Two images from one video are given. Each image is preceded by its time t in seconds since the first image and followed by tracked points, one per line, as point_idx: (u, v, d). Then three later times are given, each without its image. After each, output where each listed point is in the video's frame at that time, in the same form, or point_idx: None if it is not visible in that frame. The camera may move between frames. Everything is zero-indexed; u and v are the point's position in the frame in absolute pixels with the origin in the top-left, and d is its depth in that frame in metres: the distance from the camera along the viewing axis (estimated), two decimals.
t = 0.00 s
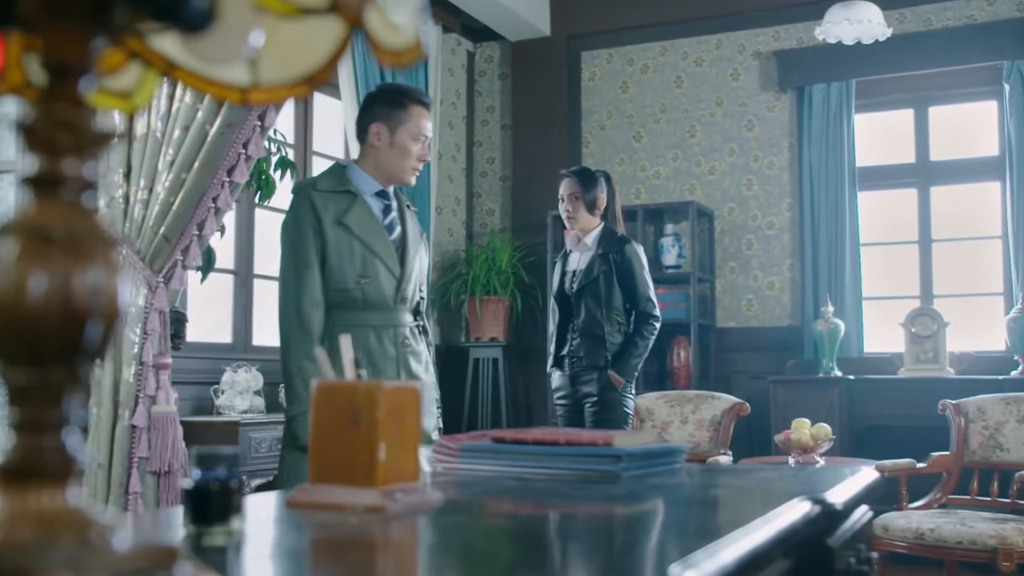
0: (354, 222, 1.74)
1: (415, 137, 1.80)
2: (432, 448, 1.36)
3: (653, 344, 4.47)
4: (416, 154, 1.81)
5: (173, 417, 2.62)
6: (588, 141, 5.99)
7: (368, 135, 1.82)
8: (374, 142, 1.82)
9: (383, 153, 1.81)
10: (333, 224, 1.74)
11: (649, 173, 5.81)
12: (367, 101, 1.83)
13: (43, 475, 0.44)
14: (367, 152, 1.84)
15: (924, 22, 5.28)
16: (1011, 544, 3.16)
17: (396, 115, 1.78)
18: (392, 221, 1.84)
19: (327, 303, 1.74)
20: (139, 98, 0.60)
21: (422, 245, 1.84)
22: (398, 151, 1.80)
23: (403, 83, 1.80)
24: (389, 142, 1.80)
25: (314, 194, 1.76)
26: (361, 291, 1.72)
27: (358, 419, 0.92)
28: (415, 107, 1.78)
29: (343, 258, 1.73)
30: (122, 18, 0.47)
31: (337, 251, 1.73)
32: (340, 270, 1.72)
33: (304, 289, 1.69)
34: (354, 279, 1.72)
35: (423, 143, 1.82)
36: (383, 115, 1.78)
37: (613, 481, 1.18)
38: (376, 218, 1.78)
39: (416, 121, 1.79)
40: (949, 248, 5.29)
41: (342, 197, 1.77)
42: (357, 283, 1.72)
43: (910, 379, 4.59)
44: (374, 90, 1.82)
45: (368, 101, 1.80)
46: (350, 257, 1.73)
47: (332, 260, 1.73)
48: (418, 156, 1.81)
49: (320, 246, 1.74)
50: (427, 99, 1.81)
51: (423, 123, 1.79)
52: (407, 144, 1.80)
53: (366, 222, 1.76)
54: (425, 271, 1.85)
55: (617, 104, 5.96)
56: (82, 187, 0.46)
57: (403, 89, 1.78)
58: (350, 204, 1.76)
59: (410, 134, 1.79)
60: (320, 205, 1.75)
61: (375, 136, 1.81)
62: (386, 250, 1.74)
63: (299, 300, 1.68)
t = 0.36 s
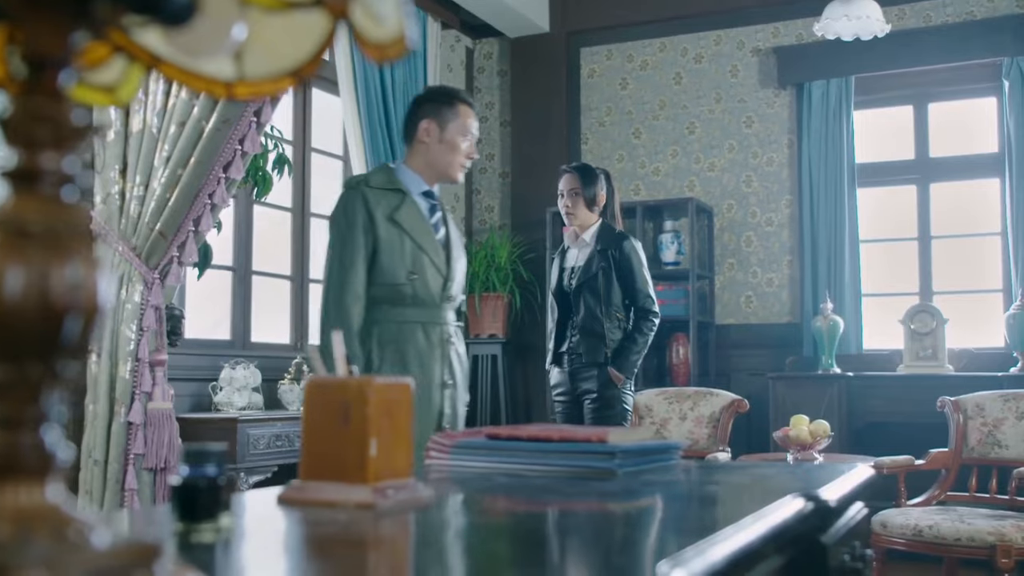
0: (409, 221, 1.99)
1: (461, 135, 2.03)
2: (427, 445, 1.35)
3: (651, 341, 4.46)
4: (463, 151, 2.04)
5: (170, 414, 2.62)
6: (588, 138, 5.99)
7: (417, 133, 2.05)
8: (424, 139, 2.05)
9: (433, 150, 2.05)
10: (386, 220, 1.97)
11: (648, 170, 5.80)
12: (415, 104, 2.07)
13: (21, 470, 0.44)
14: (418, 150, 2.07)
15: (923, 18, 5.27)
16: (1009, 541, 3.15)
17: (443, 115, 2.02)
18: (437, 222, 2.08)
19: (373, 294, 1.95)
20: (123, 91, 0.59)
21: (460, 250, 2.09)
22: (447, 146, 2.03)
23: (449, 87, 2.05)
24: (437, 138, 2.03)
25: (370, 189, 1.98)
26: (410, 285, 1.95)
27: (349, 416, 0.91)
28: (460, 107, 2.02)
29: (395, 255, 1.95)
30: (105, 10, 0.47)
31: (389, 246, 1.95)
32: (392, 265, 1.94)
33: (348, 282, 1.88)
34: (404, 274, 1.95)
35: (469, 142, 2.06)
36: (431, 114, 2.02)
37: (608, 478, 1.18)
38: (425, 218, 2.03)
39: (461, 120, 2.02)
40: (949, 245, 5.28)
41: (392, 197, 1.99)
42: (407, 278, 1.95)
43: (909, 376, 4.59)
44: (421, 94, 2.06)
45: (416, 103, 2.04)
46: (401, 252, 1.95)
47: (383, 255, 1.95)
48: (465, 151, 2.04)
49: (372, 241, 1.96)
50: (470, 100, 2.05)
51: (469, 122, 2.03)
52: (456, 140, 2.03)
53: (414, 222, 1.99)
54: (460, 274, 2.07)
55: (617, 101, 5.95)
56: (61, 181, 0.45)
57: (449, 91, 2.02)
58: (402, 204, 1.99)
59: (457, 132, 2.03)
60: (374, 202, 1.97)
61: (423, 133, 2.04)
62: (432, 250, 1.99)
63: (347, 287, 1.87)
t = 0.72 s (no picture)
0: (462, 221, 2.05)
1: (511, 137, 2.14)
2: (416, 440, 1.34)
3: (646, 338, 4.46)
4: (512, 153, 2.15)
5: (162, 411, 2.62)
6: (584, 134, 5.99)
7: (467, 134, 2.13)
8: (474, 141, 2.13)
9: (482, 152, 2.14)
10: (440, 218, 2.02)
11: (644, 166, 5.79)
12: (465, 106, 2.15)
13: None
14: (465, 152, 2.15)
15: (919, 15, 5.26)
16: (1004, 538, 3.15)
17: (494, 119, 2.12)
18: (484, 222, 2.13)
19: (428, 290, 1.99)
20: (102, 85, 0.58)
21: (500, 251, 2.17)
22: (497, 149, 2.13)
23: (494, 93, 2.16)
24: (488, 140, 2.12)
25: (425, 187, 2.04)
26: (465, 283, 2.01)
27: (336, 413, 0.91)
28: (510, 112, 2.13)
29: (449, 252, 2.01)
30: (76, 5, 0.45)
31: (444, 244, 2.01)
32: (449, 262, 2.00)
33: (411, 277, 1.91)
34: (460, 271, 2.01)
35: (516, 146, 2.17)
36: (482, 117, 2.11)
37: (598, 475, 1.17)
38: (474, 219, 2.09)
39: (510, 125, 2.13)
40: (945, 241, 5.28)
41: (446, 196, 2.05)
42: (462, 275, 2.01)
43: (905, 373, 4.59)
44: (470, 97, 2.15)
45: (467, 105, 2.13)
46: (457, 251, 2.02)
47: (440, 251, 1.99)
48: (514, 155, 2.14)
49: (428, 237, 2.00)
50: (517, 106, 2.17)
51: (517, 125, 2.15)
52: (505, 143, 2.14)
53: (466, 220, 2.06)
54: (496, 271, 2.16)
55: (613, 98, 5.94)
56: (32, 173, 0.44)
57: (500, 96, 2.12)
58: (456, 204, 2.05)
59: (507, 135, 2.13)
60: (430, 200, 2.02)
61: (473, 135, 2.13)
62: (481, 249, 2.07)
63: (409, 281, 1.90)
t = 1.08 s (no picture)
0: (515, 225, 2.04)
1: (546, 138, 2.15)
2: (402, 438, 1.34)
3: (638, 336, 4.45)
4: (548, 153, 2.16)
5: (149, 408, 2.64)
6: (576, 132, 5.98)
7: (504, 137, 2.14)
8: (511, 143, 2.13)
9: (519, 155, 2.14)
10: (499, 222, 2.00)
11: (636, 164, 5.79)
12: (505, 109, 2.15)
13: None
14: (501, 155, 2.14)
15: (911, 13, 5.26)
16: (993, 535, 3.16)
17: (530, 120, 2.13)
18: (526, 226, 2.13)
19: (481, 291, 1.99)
20: (73, 81, 0.51)
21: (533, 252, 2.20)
22: (534, 149, 2.14)
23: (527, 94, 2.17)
24: (526, 142, 2.13)
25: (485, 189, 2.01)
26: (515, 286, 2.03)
27: (317, 411, 0.91)
28: (545, 113, 2.15)
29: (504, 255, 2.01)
30: None
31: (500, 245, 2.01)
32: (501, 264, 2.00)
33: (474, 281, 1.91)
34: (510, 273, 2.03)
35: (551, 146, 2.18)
36: (519, 119, 2.12)
37: (582, 473, 1.17)
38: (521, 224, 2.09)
39: (547, 126, 2.15)
40: (936, 239, 5.28)
41: (499, 198, 2.04)
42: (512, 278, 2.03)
43: (896, 370, 4.59)
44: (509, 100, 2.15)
45: (506, 107, 2.14)
46: (511, 255, 2.02)
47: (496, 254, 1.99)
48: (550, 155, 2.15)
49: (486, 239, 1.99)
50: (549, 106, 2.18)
51: (552, 126, 2.16)
52: (541, 144, 2.14)
53: (517, 222, 2.07)
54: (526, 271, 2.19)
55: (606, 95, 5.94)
56: None
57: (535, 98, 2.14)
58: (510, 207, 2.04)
59: (544, 135, 2.15)
60: (491, 201, 2.00)
61: (511, 137, 2.13)
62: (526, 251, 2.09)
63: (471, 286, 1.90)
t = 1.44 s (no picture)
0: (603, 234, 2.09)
1: (615, 137, 2.13)
2: (387, 435, 1.33)
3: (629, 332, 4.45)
4: (617, 152, 2.14)
5: (136, 405, 2.64)
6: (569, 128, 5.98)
7: (573, 140, 2.12)
8: (581, 146, 2.12)
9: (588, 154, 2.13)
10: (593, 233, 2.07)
11: (628, 160, 5.79)
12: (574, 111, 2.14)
13: None
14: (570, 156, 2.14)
15: (902, 9, 5.27)
16: (983, 531, 3.17)
17: (600, 120, 2.12)
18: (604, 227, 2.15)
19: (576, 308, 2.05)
20: (43, 71, 0.58)
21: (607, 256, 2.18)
22: (605, 150, 2.12)
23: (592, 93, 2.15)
24: (596, 142, 2.12)
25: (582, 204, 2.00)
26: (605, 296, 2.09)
27: (297, 407, 0.90)
28: (612, 112, 2.13)
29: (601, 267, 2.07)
30: None
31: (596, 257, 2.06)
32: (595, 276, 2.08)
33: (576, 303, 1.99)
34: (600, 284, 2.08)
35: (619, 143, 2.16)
36: (590, 122, 2.10)
37: (567, 469, 1.16)
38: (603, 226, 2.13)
39: (617, 124, 2.13)
40: (928, 235, 5.29)
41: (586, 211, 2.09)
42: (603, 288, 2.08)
43: (886, 366, 4.61)
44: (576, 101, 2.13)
45: (575, 111, 2.11)
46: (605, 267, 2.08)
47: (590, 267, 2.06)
48: (621, 154, 2.14)
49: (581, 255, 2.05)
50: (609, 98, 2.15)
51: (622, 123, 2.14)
52: (612, 144, 2.12)
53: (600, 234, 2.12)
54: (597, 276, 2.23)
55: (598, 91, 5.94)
56: None
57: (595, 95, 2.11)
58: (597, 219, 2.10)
59: (612, 132, 2.12)
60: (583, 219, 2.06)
61: (582, 139, 2.12)
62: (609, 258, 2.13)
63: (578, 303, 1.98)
